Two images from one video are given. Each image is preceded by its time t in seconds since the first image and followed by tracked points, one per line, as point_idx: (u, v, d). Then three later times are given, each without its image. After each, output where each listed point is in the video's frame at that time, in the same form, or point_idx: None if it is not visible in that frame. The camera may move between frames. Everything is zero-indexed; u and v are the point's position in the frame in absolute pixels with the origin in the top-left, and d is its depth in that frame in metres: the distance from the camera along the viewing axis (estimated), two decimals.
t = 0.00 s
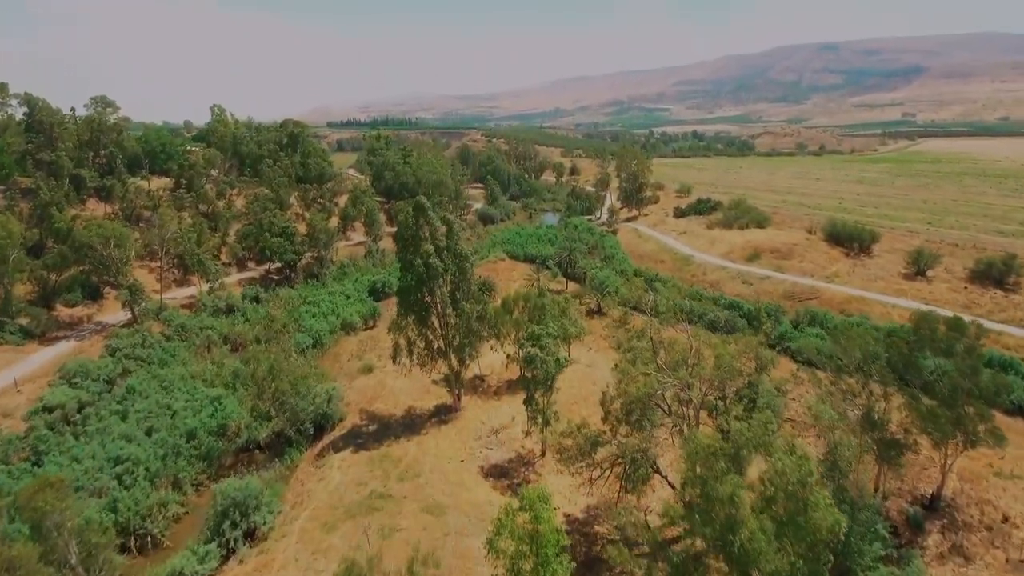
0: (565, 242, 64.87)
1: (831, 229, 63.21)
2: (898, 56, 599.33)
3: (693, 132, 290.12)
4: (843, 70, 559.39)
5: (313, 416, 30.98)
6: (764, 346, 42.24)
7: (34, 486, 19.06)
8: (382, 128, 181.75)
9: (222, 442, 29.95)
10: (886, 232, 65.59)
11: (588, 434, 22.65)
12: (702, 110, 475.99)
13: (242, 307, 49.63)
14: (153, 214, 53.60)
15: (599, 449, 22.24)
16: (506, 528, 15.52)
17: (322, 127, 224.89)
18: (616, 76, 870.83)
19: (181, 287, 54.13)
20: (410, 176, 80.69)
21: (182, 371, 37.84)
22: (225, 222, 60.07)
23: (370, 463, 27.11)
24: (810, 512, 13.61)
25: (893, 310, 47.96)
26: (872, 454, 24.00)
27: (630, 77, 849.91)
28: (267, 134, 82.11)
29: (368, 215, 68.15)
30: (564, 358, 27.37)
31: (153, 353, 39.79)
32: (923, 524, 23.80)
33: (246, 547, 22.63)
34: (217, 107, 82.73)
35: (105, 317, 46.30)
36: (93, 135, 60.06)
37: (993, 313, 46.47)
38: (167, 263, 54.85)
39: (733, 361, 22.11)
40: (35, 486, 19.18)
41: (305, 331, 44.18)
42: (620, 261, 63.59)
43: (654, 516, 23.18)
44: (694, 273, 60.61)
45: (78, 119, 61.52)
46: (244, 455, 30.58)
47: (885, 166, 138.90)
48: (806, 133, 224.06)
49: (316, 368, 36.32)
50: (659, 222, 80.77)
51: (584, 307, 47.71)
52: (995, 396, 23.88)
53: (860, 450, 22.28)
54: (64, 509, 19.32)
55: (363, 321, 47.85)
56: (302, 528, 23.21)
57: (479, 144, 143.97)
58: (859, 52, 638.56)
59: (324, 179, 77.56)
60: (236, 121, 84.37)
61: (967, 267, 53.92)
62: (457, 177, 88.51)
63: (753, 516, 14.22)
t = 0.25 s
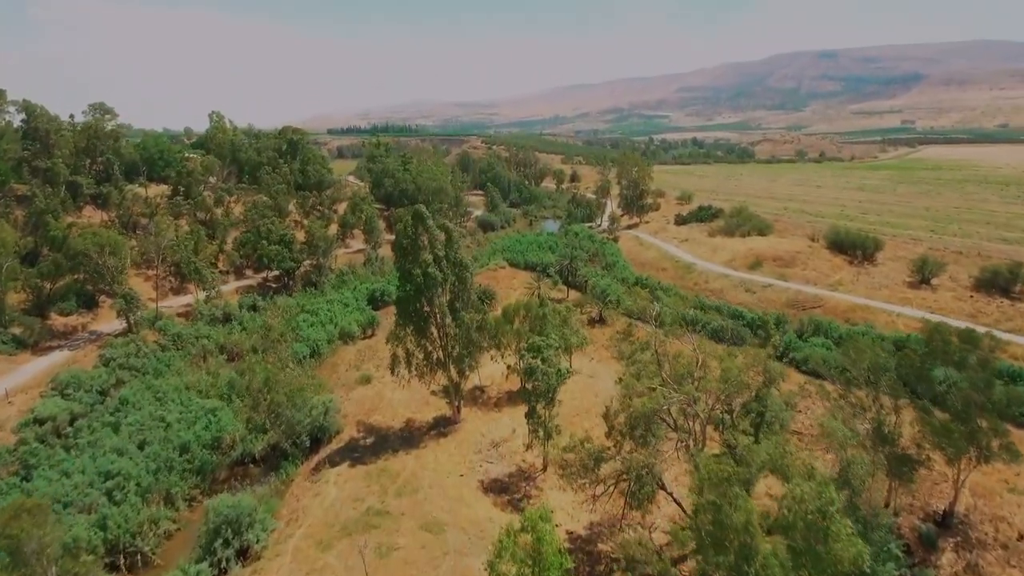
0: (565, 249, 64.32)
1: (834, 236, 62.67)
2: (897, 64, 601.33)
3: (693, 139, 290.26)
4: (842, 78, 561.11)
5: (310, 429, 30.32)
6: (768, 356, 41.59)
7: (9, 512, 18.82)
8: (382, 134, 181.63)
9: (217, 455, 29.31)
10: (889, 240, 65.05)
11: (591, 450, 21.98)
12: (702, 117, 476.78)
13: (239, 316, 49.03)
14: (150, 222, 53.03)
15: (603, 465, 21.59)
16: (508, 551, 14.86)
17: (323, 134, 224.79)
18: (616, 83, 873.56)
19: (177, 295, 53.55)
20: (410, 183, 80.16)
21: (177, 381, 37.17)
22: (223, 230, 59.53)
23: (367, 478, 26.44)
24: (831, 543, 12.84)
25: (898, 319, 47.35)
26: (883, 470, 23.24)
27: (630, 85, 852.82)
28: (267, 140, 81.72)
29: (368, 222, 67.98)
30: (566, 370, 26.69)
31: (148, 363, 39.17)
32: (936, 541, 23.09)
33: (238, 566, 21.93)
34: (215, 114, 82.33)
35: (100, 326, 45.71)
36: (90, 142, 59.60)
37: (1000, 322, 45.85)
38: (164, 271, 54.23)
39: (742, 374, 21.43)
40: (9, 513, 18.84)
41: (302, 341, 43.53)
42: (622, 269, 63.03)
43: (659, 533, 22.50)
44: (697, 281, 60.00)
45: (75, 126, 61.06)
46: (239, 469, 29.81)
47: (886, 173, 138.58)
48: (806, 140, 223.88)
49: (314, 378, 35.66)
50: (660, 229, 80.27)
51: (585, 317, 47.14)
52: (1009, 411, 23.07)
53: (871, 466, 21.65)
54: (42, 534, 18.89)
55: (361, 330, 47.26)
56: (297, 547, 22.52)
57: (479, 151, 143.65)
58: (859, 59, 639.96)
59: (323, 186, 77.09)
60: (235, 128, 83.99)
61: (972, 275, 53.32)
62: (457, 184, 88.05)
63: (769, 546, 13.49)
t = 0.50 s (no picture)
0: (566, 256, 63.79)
1: (837, 243, 62.11)
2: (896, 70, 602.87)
3: (692, 145, 290.33)
4: (841, 84, 562.48)
5: (306, 441, 29.64)
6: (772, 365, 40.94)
7: None
8: (382, 141, 181.48)
9: (211, 468, 28.65)
10: (892, 246, 64.49)
11: (594, 465, 21.28)
12: (701, 124, 477.57)
13: (236, 324, 48.45)
14: (146, 229, 52.47)
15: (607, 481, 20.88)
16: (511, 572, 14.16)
17: (322, 140, 224.66)
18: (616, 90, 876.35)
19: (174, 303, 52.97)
20: (409, 190, 79.65)
21: (172, 392, 36.53)
22: (221, 236, 58.98)
23: (364, 492, 25.78)
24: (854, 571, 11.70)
25: (903, 327, 46.74)
26: (895, 486, 22.47)
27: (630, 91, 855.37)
28: (266, 147, 81.35)
29: (367, 228, 67.59)
30: (568, 382, 25.99)
31: (142, 373, 38.55)
32: (950, 559, 22.42)
33: None
34: (214, 120, 81.97)
35: (95, 335, 45.11)
36: (87, 149, 59.16)
37: (1007, 329, 45.23)
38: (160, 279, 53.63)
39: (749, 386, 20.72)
40: None
41: (299, 350, 42.91)
42: (623, 276, 62.46)
43: (665, 551, 21.78)
44: (699, 288, 59.41)
45: (72, 133, 60.61)
46: (233, 482, 29.36)
47: (887, 179, 138.17)
48: (806, 146, 223.76)
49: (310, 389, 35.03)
50: (661, 235, 79.79)
51: (586, 325, 46.55)
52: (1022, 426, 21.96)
53: (883, 483, 21.01)
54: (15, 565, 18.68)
55: (359, 338, 46.67)
56: (292, 564, 21.82)
57: (479, 157, 143.39)
58: (857, 65, 641.34)
59: (322, 192, 76.63)
60: (234, 134, 83.61)
61: (978, 282, 52.70)
62: (457, 191, 87.59)
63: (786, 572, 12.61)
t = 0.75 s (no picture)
0: (567, 263, 63.23)
1: (841, 250, 61.52)
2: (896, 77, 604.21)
3: (693, 151, 290.44)
4: (841, 91, 563.77)
5: (302, 453, 28.93)
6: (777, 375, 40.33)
7: None
8: (382, 147, 181.43)
9: (205, 481, 27.97)
10: (896, 254, 63.92)
11: (598, 481, 20.63)
12: (701, 130, 478.17)
13: (233, 332, 47.85)
14: (143, 236, 51.91)
15: (611, 497, 20.21)
16: None
17: (323, 146, 224.65)
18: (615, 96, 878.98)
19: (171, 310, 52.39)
20: (409, 196, 79.12)
21: (166, 401, 35.84)
22: (219, 243, 58.40)
23: (361, 507, 25.11)
24: None
25: (909, 335, 46.10)
26: (908, 502, 21.78)
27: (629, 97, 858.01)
28: (265, 153, 80.91)
29: (367, 235, 67.14)
30: (571, 393, 25.30)
31: (137, 382, 37.89)
32: None
33: None
34: (213, 126, 81.56)
35: (89, 343, 44.49)
36: (84, 155, 58.68)
37: (1014, 338, 44.58)
38: (157, 285, 53.04)
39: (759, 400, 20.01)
40: None
41: (297, 358, 42.27)
42: (624, 283, 61.89)
43: (671, 569, 21.11)
44: (701, 295, 58.82)
45: (69, 138, 60.12)
46: (227, 495, 28.79)
47: (889, 185, 137.76)
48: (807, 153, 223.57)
49: (307, 399, 34.37)
50: (663, 242, 79.27)
51: (587, 334, 45.97)
52: None
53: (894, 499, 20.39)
54: None
55: (358, 346, 46.06)
56: None
57: (479, 163, 143.08)
58: (857, 72, 643.30)
59: (321, 199, 76.16)
60: (233, 140, 83.19)
61: (984, 291, 52.07)
62: (457, 197, 87.12)
63: None
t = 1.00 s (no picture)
0: (568, 269, 62.69)
1: (844, 256, 60.98)
2: (895, 82, 605.27)
3: (693, 157, 290.40)
4: (841, 96, 564.64)
5: (298, 466, 28.29)
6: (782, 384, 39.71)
7: None
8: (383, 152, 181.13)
9: (199, 494, 27.36)
10: (900, 260, 63.38)
11: (602, 496, 19.99)
12: (701, 135, 478.71)
13: (230, 339, 47.24)
14: (139, 242, 51.42)
15: (615, 514, 19.56)
16: None
17: (323, 151, 224.66)
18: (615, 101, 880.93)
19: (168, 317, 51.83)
20: (409, 202, 78.63)
21: (161, 411, 35.22)
22: (216, 249, 57.89)
23: (358, 521, 24.45)
24: None
25: (915, 343, 45.49)
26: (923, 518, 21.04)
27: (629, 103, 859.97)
28: (264, 158, 80.49)
29: (366, 241, 66.67)
30: (573, 404, 24.66)
31: (131, 391, 37.27)
32: None
33: None
34: (212, 131, 81.18)
35: (84, 351, 43.91)
36: (81, 160, 58.22)
37: (1022, 345, 43.94)
38: (153, 292, 52.49)
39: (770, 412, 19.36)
40: None
41: (294, 366, 41.67)
42: (626, 290, 61.32)
43: None
44: (703, 302, 58.23)
45: (66, 144, 59.73)
46: (221, 507, 28.34)
47: (890, 191, 137.36)
48: (807, 158, 223.39)
49: (304, 409, 33.77)
50: (664, 248, 78.78)
51: (588, 342, 45.38)
52: None
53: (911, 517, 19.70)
54: None
55: (356, 354, 45.46)
56: None
57: (479, 168, 142.72)
58: (856, 77, 644.66)
59: (321, 204, 75.70)
60: (232, 145, 82.78)
61: (990, 297, 51.49)
62: (457, 202, 86.65)
63: None
